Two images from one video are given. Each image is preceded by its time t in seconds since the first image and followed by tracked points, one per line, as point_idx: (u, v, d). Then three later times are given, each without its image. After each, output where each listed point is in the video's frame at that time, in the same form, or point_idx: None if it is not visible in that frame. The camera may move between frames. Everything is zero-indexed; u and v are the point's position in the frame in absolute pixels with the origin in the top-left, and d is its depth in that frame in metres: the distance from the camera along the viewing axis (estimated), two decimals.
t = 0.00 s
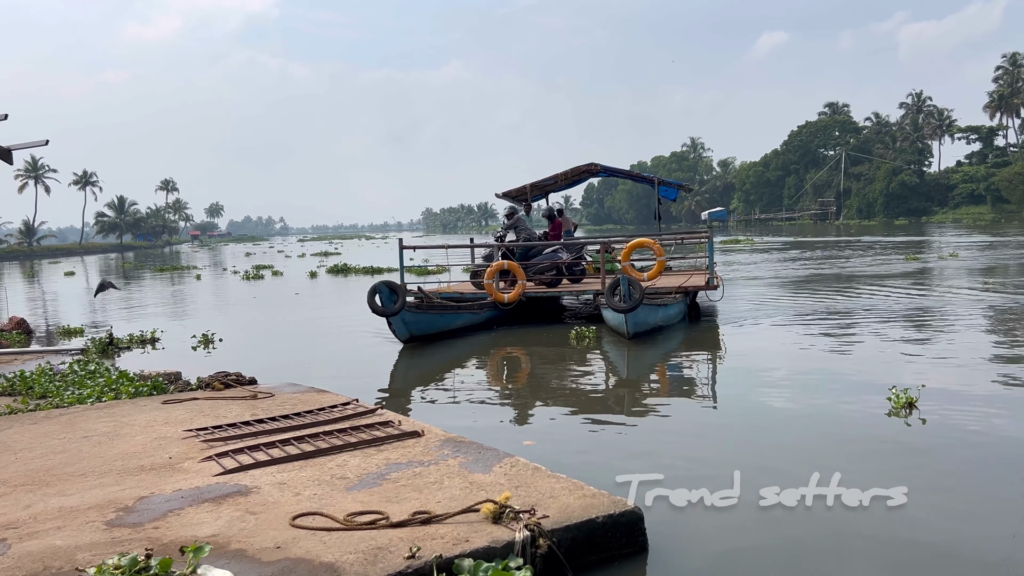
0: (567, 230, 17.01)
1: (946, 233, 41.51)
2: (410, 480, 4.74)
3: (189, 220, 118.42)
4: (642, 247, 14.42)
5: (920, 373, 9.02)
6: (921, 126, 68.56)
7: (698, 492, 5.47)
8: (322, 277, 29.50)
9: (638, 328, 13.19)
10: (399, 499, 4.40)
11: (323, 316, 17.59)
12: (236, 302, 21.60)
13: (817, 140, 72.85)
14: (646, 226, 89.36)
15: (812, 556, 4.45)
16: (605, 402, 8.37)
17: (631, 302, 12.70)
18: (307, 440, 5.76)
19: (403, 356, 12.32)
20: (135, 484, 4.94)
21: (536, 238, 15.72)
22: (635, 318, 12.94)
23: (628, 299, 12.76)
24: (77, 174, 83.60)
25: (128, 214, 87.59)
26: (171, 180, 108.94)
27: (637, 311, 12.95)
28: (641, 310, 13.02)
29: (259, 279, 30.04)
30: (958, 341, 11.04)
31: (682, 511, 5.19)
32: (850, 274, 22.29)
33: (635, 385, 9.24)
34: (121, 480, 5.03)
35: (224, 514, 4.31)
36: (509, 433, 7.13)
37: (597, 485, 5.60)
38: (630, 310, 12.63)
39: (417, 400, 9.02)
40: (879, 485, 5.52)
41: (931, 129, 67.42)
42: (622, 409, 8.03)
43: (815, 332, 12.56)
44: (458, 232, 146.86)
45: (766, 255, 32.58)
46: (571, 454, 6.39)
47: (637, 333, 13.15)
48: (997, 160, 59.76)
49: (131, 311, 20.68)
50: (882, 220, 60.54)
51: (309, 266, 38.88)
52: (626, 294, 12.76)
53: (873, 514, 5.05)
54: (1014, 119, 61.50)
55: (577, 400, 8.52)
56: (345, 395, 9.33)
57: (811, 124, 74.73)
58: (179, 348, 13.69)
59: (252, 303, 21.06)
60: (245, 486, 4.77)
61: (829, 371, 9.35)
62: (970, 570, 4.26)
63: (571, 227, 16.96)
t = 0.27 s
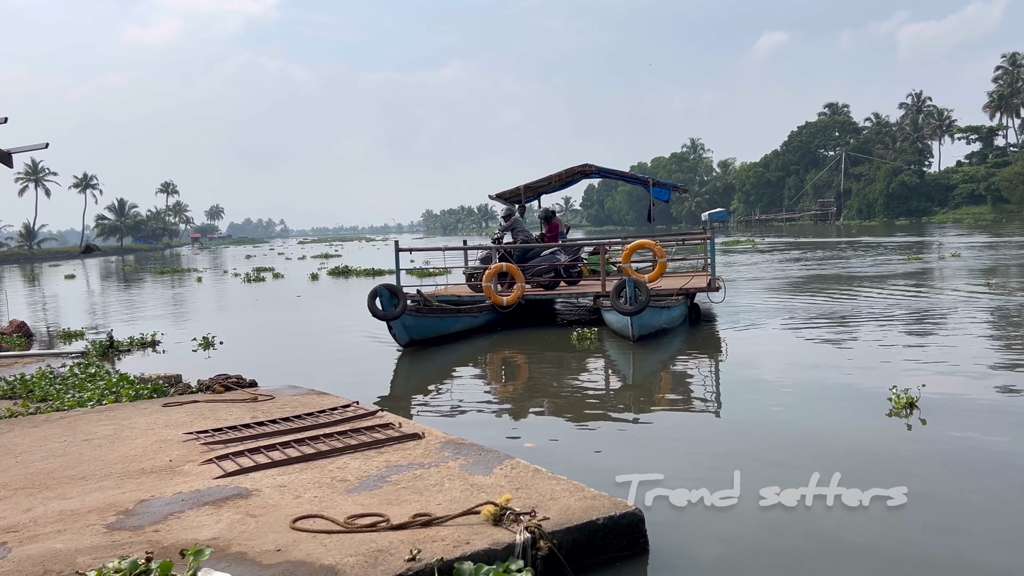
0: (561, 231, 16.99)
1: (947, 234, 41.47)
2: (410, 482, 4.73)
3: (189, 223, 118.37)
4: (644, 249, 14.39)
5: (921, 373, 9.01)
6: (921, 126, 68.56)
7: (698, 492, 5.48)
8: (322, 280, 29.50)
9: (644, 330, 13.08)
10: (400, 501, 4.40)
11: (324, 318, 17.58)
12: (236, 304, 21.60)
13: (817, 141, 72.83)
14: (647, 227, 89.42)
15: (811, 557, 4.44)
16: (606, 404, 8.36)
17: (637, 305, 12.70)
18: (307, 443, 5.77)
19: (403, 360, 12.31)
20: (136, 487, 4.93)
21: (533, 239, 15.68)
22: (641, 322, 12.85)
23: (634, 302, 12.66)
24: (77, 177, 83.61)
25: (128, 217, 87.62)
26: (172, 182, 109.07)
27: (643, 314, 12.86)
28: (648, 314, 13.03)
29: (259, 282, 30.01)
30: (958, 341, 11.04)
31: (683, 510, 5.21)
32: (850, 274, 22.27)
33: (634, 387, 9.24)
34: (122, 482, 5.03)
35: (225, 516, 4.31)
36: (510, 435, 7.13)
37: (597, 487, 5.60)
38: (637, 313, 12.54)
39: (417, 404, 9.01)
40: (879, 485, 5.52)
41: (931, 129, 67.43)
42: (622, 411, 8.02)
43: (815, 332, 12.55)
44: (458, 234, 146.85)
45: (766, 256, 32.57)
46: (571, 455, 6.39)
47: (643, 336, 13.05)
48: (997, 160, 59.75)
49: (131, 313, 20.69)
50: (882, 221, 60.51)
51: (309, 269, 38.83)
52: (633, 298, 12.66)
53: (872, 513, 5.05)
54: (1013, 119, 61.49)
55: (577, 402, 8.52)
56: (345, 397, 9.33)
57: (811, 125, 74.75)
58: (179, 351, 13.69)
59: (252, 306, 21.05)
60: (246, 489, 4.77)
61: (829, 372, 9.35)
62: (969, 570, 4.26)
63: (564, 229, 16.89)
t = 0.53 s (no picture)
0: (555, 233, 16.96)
1: (945, 234, 41.50)
2: (407, 484, 4.73)
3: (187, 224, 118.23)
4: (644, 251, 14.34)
5: (919, 373, 9.01)
6: (919, 127, 68.62)
7: (697, 491, 5.47)
8: (320, 282, 29.47)
9: (647, 333, 12.95)
10: (397, 503, 4.39)
11: (322, 320, 17.57)
12: (233, 307, 21.57)
13: (814, 141, 72.88)
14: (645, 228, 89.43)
15: (812, 557, 4.44)
16: (604, 406, 8.35)
17: (640, 307, 12.56)
18: (305, 444, 5.76)
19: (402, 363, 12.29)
20: (133, 489, 4.92)
21: (528, 241, 15.67)
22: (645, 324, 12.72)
23: (638, 304, 12.52)
24: (75, 179, 83.51)
25: (126, 219, 87.52)
26: (170, 185, 109.03)
27: (646, 317, 12.72)
28: (652, 315, 12.87)
29: (258, 284, 30.02)
30: (957, 341, 11.04)
31: (683, 510, 5.20)
32: (848, 275, 22.27)
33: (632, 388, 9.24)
34: (119, 485, 5.02)
35: (222, 519, 4.30)
36: (508, 437, 7.13)
37: (595, 488, 5.60)
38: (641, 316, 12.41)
39: (415, 407, 9.00)
40: (879, 485, 5.52)
41: (929, 130, 67.51)
42: (620, 412, 8.02)
43: (814, 333, 12.55)
44: (457, 236, 146.87)
45: (764, 257, 32.59)
46: (570, 456, 6.38)
47: (646, 338, 12.91)
48: (994, 161, 59.82)
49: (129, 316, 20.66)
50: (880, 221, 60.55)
51: (307, 271, 38.77)
52: (637, 300, 12.52)
53: (872, 513, 5.05)
54: (1010, 119, 61.59)
55: (575, 404, 8.51)
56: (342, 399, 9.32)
57: (808, 125, 74.83)
58: (177, 353, 13.67)
59: (250, 308, 21.03)
60: (243, 491, 4.77)
61: (827, 372, 9.35)
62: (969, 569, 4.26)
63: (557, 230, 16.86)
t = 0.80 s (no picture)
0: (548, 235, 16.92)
1: (940, 234, 41.54)
2: (404, 486, 4.72)
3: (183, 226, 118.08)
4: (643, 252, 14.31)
5: (916, 374, 9.03)
6: (914, 127, 68.72)
7: (697, 491, 5.48)
8: (317, 283, 29.43)
9: (648, 336, 12.83)
10: (394, 505, 4.39)
11: (318, 322, 17.54)
12: (229, 309, 21.54)
13: (810, 142, 72.95)
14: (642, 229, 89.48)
15: (813, 557, 4.44)
16: (600, 408, 8.35)
17: (644, 310, 12.43)
18: (301, 447, 5.76)
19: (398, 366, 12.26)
20: (128, 492, 4.91)
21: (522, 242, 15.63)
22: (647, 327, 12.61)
23: (641, 306, 12.40)
24: (70, 181, 83.32)
25: (122, 221, 87.38)
26: (166, 187, 108.87)
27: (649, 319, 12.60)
28: (654, 317, 12.77)
29: (255, 285, 29.99)
30: (953, 342, 11.05)
31: (683, 510, 5.21)
32: (845, 276, 22.27)
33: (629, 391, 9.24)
34: (114, 488, 5.01)
35: (218, 521, 4.29)
36: (506, 438, 7.12)
37: (593, 489, 5.60)
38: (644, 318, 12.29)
39: (412, 410, 8.99)
40: (878, 485, 5.52)
41: (924, 130, 67.62)
42: (617, 414, 8.02)
43: (811, 334, 12.56)
44: (454, 237, 146.81)
45: (760, 258, 32.58)
46: (569, 457, 6.37)
47: (648, 341, 12.80)
48: (990, 161, 59.95)
49: (125, 318, 20.62)
50: (876, 222, 60.62)
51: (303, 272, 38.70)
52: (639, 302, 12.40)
53: (871, 513, 5.05)
54: (1006, 119, 61.72)
55: (572, 406, 8.51)
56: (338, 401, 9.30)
57: (804, 126, 74.92)
58: (173, 355, 13.65)
59: (245, 310, 20.98)
60: (239, 494, 4.76)
61: (825, 373, 9.36)
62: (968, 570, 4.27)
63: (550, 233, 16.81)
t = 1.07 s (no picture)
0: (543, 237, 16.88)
1: (938, 236, 41.53)
2: (402, 487, 4.72)
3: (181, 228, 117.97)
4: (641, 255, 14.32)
5: (914, 376, 9.04)
6: (911, 129, 68.79)
7: (696, 491, 5.49)
8: (314, 285, 29.39)
9: (652, 338, 12.76)
10: (392, 507, 4.39)
11: (316, 324, 17.53)
12: (227, 311, 21.50)
13: (808, 143, 73.00)
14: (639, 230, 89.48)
15: (813, 557, 4.45)
16: (599, 410, 8.35)
17: (648, 312, 12.36)
18: (299, 448, 5.75)
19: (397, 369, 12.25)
20: (126, 494, 4.91)
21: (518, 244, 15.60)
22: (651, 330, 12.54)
23: (645, 308, 12.33)
24: (68, 183, 83.21)
25: (120, 223, 87.28)
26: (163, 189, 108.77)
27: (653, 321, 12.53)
28: (657, 319, 12.68)
29: (252, 288, 29.97)
30: (952, 343, 11.05)
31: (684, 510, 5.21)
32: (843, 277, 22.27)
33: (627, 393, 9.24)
34: (112, 490, 5.00)
35: (216, 523, 4.29)
36: (504, 439, 7.12)
37: (592, 490, 5.61)
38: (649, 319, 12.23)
39: (410, 413, 8.99)
40: (878, 485, 5.54)
41: (922, 132, 67.67)
42: (615, 416, 8.02)
43: (810, 335, 12.55)
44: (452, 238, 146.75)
45: (758, 259, 32.56)
46: (568, 459, 6.38)
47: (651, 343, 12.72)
48: (987, 162, 60.00)
49: (122, 320, 20.60)
50: (874, 223, 60.65)
51: (301, 274, 38.63)
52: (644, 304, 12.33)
53: (870, 513, 5.07)
54: (1003, 121, 61.79)
55: (571, 408, 8.51)
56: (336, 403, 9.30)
57: (801, 128, 74.98)
58: (171, 357, 13.64)
59: (243, 312, 20.96)
60: (237, 496, 4.75)
61: (823, 375, 9.36)
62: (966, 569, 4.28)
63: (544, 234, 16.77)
